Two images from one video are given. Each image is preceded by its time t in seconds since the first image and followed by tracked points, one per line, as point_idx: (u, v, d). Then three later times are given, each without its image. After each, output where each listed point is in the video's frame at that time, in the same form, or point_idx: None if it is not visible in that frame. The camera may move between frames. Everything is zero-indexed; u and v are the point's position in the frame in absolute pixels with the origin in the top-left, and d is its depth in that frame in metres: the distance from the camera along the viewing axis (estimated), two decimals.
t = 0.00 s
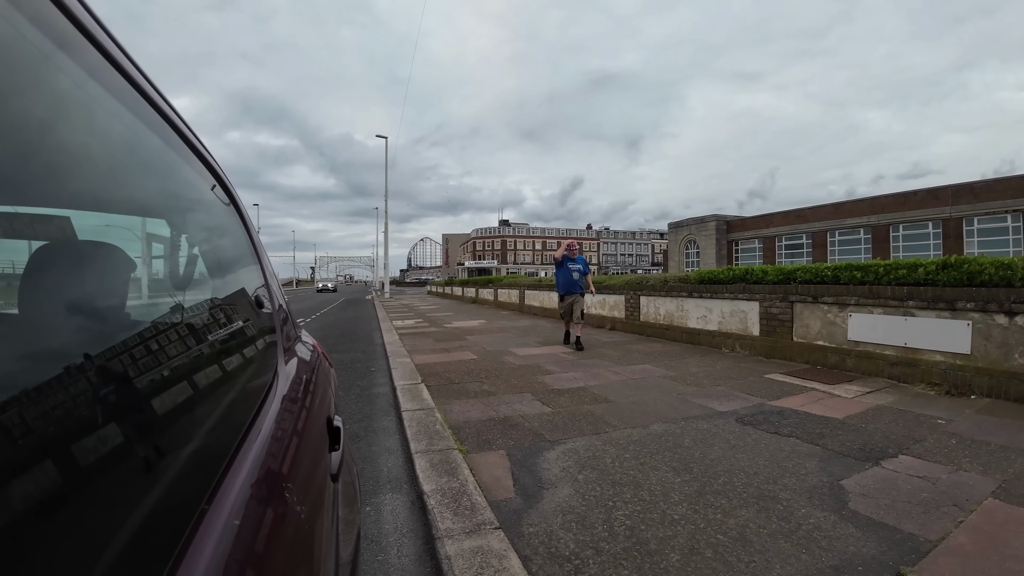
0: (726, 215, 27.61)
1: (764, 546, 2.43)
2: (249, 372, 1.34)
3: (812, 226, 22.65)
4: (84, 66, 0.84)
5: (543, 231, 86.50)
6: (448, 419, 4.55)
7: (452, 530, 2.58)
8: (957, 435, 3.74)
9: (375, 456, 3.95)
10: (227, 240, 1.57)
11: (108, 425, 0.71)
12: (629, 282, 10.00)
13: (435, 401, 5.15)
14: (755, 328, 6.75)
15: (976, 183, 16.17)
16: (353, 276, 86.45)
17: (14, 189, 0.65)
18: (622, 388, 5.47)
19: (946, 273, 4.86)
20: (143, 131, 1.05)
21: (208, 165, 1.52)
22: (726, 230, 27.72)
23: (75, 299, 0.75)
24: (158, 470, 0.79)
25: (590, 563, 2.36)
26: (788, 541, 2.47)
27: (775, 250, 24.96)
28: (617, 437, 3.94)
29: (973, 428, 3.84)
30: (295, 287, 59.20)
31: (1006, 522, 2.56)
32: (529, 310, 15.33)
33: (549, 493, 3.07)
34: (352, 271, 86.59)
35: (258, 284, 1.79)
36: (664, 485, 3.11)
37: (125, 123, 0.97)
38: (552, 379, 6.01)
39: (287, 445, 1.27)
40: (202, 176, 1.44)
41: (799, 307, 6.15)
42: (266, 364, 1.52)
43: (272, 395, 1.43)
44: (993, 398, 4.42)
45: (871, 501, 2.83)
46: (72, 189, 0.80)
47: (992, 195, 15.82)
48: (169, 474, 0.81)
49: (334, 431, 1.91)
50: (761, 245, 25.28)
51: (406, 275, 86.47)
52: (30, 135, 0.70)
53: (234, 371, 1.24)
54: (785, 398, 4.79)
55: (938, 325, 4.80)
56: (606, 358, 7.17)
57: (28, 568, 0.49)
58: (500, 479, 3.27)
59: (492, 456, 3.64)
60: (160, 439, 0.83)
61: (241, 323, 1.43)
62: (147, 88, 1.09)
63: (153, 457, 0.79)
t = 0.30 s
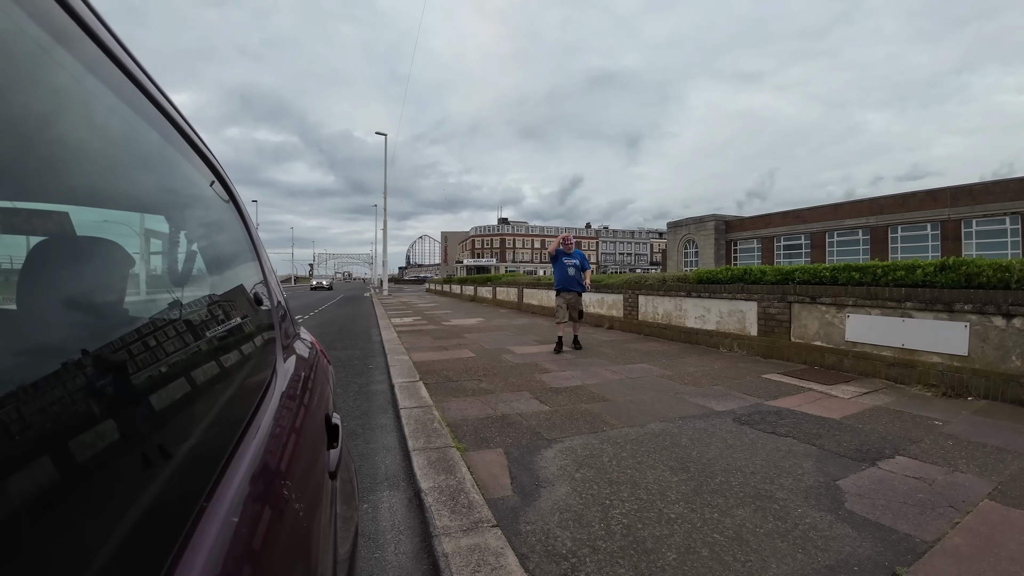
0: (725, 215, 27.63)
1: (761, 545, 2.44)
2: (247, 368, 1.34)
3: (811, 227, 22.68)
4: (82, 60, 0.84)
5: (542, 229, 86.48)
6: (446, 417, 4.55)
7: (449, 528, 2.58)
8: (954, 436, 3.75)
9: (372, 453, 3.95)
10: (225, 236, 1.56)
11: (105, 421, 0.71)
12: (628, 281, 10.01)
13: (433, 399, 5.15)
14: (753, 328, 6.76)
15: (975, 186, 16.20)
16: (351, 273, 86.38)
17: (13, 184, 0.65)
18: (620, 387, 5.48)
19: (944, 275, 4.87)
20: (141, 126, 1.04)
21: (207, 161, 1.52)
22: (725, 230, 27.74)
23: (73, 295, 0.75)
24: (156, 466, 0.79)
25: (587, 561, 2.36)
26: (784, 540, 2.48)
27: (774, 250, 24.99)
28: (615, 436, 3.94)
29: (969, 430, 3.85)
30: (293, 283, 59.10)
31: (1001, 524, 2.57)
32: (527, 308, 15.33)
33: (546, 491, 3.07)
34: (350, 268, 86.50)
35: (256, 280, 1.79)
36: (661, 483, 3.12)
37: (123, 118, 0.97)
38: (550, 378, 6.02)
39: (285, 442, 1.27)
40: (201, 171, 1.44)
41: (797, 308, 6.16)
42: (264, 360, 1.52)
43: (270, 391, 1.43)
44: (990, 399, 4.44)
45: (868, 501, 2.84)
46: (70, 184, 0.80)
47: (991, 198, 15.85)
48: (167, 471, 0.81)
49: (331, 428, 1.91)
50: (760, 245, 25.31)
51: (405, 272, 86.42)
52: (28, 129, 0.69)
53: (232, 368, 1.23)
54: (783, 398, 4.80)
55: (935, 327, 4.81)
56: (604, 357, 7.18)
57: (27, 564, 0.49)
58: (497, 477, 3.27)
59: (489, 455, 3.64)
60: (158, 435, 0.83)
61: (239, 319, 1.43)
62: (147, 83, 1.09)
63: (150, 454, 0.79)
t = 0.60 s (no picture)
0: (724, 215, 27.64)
1: (758, 545, 2.45)
2: (248, 366, 1.34)
3: (811, 227, 22.69)
4: (82, 57, 0.84)
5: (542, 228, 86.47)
6: (445, 415, 4.55)
7: (448, 526, 2.59)
8: (952, 437, 3.76)
9: (371, 452, 3.95)
10: (225, 234, 1.56)
11: (106, 419, 0.71)
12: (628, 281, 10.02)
13: (432, 398, 5.15)
14: (752, 328, 6.76)
15: (974, 187, 16.22)
16: (350, 272, 86.34)
17: (12, 181, 0.65)
18: (619, 387, 5.48)
19: (944, 276, 4.86)
20: (142, 123, 1.04)
21: (207, 159, 1.52)
22: (724, 230, 27.75)
23: (71, 292, 0.75)
24: (157, 464, 0.79)
25: (585, 560, 2.37)
26: (781, 540, 2.49)
27: (774, 250, 25.00)
28: (613, 435, 3.95)
29: (967, 431, 3.86)
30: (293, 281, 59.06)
31: (998, 525, 2.57)
32: (527, 307, 15.34)
33: (544, 490, 3.08)
34: (350, 266, 86.49)
35: (256, 278, 1.79)
36: (659, 483, 3.12)
37: (123, 115, 0.97)
38: (549, 377, 6.03)
39: (285, 439, 1.27)
40: (201, 169, 1.44)
41: (796, 308, 6.16)
42: (264, 358, 1.52)
43: (271, 389, 1.43)
44: (988, 401, 4.45)
45: (865, 502, 2.84)
46: (69, 182, 0.80)
47: (990, 199, 15.86)
48: (167, 469, 0.81)
49: (331, 426, 1.91)
50: (759, 245, 25.32)
51: (404, 271, 86.40)
52: (27, 126, 0.69)
53: (233, 365, 1.24)
54: (781, 398, 4.81)
55: (934, 328, 4.82)
56: (603, 356, 7.18)
57: (26, 563, 0.49)
58: (496, 476, 3.28)
59: (488, 453, 3.65)
60: (159, 433, 0.83)
61: (239, 317, 1.43)
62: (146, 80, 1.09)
63: (151, 452, 0.79)
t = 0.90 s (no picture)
0: (725, 216, 27.64)
1: (758, 546, 2.45)
2: (248, 365, 1.35)
3: (812, 228, 22.68)
4: (84, 56, 0.84)
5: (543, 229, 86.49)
6: (444, 415, 4.56)
7: (448, 526, 2.59)
8: (951, 439, 3.76)
9: (371, 451, 3.95)
10: (225, 233, 1.56)
11: (105, 418, 0.71)
12: (628, 281, 10.01)
13: (432, 398, 5.15)
14: (753, 330, 6.76)
15: (975, 189, 16.21)
16: (351, 271, 86.37)
17: (11, 178, 0.65)
18: (619, 387, 5.48)
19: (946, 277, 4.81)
20: (142, 122, 1.04)
21: (208, 158, 1.52)
22: (725, 231, 27.74)
23: (71, 291, 0.75)
24: (156, 463, 0.79)
25: (584, 560, 2.37)
26: (781, 542, 2.48)
27: (774, 252, 25.00)
28: (613, 436, 3.95)
29: (967, 433, 3.86)
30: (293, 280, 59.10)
31: (998, 527, 2.57)
32: (527, 308, 15.35)
33: (544, 491, 3.08)
34: (350, 266, 86.51)
35: (257, 278, 1.80)
36: (659, 484, 3.12)
37: (124, 114, 0.97)
38: (549, 377, 6.03)
39: (285, 439, 1.27)
40: (202, 168, 1.44)
41: (796, 309, 6.16)
42: (265, 357, 1.52)
43: (271, 389, 1.43)
44: (988, 403, 4.45)
45: (865, 503, 2.84)
46: (71, 181, 0.80)
47: (991, 201, 15.85)
48: (167, 468, 0.81)
49: (331, 426, 1.91)
50: (760, 246, 25.32)
51: (405, 271, 86.45)
52: (28, 124, 0.69)
53: (233, 365, 1.23)
54: (781, 399, 4.81)
55: (934, 330, 4.82)
56: (603, 357, 7.18)
57: (25, 561, 0.49)
58: (495, 476, 3.28)
59: (488, 453, 3.65)
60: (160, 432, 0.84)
61: (240, 317, 1.43)
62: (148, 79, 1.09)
63: (150, 452, 0.79)
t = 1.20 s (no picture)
0: (727, 218, 27.60)
1: (760, 548, 2.44)
2: (251, 365, 1.35)
3: (814, 230, 22.63)
4: (88, 55, 0.84)
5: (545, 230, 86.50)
6: (446, 416, 4.56)
7: (449, 527, 2.59)
8: (954, 441, 3.75)
9: (373, 452, 3.95)
10: (228, 233, 1.57)
11: (108, 417, 0.72)
12: (631, 283, 10.01)
13: (434, 399, 5.15)
14: (755, 331, 6.75)
15: (978, 191, 16.16)
16: (353, 272, 86.50)
17: (13, 177, 0.65)
18: (621, 389, 5.48)
19: (948, 280, 4.81)
20: (145, 121, 1.05)
21: (211, 158, 1.53)
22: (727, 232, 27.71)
23: (73, 290, 0.75)
24: (159, 462, 0.80)
25: (586, 562, 2.36)
26: (783, 544, 2.48)
27: (777, 253, 24.95)
28: (615, 438, 3.94)
29: (970, 435, 3.85)
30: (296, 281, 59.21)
31: (1000, 529, 2.56)
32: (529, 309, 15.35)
33: (545, 492, 3.08)
34: (353, 267, 86.65)
35: (260, 278, 1.80)
36: (661, 485, 3.12)
37: (127, 113, 0.97)
38: (551, 378, 6.03)
39: (288, 439, 1.27)
40: (205, 168, 1.45)
41: (799, 311, 6.15)
42: (267, 357, 1.53)
43: (273, 389, 1.43)
44: (991, 405, 4.43)
45: (868, 506, 2.83)
46: (74, 180, 0.80)
47: (994, 203, 15.79)
48: (170, 468, 0.82)
49: (334, 426, 1.92)
50: (762, 248, 25.27)
51: (407, 272, 86.54)
52: (32, 124, 0.70)
53: (235, 364, 1.24)
54: (784, 401, 4.80)
55: (937, 332, 4.80)
56: (605, 358, 7.17)
57: (26, 560, 0.49)
58: (497, 477, 3.28)
59: (490, 454, 3.65)
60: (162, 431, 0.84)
61: (242, 317, 1.44)
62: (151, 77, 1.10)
63: (153, 451, 0.79)
